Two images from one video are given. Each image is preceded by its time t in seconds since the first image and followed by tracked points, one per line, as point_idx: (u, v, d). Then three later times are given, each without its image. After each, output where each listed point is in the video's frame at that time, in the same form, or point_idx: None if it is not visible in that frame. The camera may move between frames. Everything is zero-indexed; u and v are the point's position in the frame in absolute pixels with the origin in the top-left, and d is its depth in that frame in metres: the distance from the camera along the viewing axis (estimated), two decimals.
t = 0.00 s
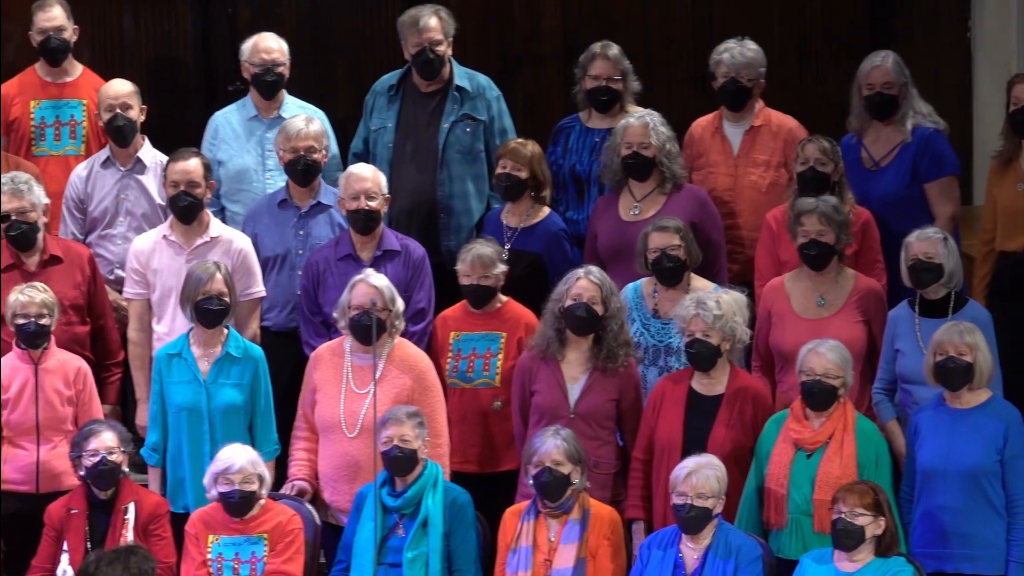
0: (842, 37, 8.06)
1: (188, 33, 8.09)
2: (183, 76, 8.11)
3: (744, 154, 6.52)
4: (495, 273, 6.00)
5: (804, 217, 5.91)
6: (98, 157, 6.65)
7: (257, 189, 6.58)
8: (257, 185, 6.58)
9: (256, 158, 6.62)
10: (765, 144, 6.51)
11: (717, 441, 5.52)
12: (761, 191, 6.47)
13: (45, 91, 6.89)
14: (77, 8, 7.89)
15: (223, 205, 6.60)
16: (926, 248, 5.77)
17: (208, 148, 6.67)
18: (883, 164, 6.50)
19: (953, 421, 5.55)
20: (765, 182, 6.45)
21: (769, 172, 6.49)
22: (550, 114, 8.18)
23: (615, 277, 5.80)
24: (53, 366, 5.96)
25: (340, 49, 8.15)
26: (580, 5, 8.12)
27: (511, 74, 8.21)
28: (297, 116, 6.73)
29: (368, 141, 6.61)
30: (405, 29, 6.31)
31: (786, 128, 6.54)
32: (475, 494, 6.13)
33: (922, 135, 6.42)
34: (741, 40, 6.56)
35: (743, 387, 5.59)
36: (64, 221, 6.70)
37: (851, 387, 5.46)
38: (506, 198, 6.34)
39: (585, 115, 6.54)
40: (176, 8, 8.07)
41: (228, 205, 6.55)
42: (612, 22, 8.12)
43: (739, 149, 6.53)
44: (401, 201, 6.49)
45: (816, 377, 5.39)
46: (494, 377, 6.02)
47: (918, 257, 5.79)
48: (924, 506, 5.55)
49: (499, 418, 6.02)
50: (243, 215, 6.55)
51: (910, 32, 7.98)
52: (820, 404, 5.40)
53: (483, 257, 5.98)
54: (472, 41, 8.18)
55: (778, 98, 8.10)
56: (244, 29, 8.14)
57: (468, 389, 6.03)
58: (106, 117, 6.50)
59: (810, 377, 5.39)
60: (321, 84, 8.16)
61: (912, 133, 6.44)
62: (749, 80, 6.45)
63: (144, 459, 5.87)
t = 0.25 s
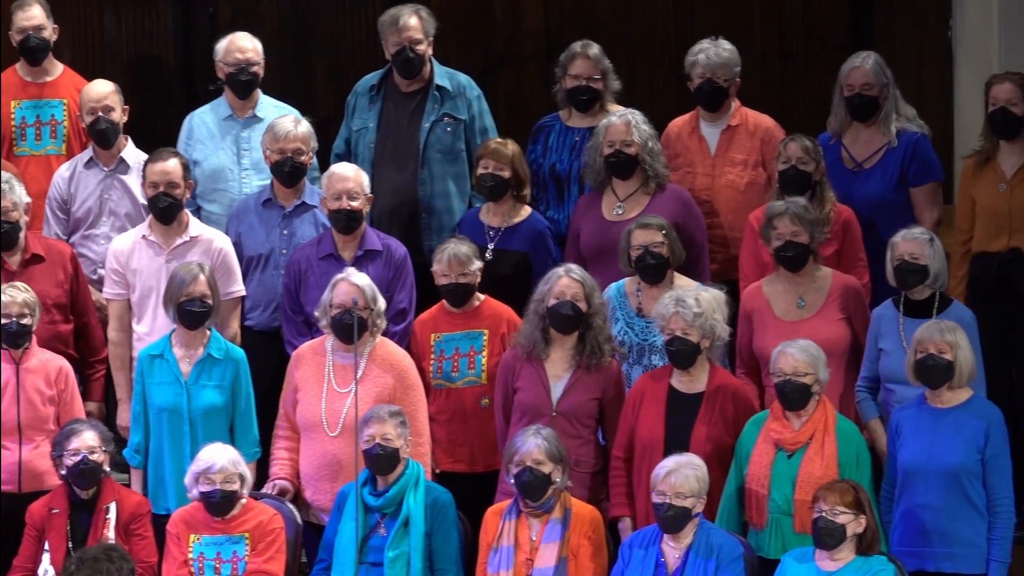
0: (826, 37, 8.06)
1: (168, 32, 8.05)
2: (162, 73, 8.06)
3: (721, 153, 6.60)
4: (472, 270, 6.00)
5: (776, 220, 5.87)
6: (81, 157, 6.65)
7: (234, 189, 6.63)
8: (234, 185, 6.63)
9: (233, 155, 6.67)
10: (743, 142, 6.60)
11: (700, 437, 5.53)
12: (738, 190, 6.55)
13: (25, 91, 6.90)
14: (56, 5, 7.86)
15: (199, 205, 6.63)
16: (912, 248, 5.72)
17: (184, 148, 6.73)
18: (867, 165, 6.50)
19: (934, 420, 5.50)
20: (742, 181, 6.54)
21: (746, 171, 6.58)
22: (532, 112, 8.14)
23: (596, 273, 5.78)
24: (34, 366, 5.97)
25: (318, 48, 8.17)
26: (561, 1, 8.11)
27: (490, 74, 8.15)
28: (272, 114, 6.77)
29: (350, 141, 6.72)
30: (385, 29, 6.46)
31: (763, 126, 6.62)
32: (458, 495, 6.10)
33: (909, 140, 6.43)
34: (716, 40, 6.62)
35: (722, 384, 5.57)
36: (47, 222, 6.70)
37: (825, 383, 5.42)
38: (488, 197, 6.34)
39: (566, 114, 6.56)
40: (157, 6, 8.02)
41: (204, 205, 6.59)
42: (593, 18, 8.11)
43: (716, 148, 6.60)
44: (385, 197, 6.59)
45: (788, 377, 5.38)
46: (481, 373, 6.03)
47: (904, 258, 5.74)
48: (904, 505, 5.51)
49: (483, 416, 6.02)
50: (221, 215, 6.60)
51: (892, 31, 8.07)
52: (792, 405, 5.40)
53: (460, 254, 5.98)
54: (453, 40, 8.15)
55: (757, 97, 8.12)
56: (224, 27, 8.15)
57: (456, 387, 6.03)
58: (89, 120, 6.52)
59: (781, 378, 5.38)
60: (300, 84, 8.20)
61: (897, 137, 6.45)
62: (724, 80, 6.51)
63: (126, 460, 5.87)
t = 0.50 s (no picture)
0: (807, 35, 8.11)
1: (153, 31, 8.18)
2: (147, 71, 8.18)
3: (707, 150, 6.63)
4: (462, 268, 5.97)
5: (755, 220, 5.87)
6: (69, 155, 6.67)
7: (216, 189, 6.71)
8: (216, 185, 6.72)
9: (214, 155, 6.77)
10: (729, 140, 6.63)
11: (682, 438, 5.51)
12: (725, 188, 6.57)
13: (14, 90, 6.90)
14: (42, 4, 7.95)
15: (181, 205, 6.74)
16: (903, 249, 5.69)
17: (167, 148, 6.84)
18: (862, 163, 6.50)
19: (921, 418, 5.43)
20: (728, 179, 6.56)
21: (733, 168, 6.60)
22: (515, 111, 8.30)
23: (581, 271, 5.77)
24: (20, 365, 5.94)
25: (302, 46, 8.22)
26: (546, 3, 8.26)
27: (478, 71, 8.32)
28: (253, 113, 6.88)
29: (339, 142, 6.79)
30: (369, 27, 6.49)
31: (750, 124, 6.66)
32: (445, 495, 6.08)
33: (907, 141, 6.43)
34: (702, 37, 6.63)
35: (705, 382, 5.58)
36: (35, 221, 6.73)
37: (809, 381, 5.42)
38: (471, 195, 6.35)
39: (552, 113, 6.58)
40: (142, 3, 8.15)
41: (185, 205, 6.69)
42: (581, 16, 8.26)
43: (702, 146, 6.64)
44: (372, 202, 6.64)
45: (771, 376, 5.36)
46: (472, 372, 6.03)
47: (894, 258, 5.71)
48: (892, 503, 5.44)
49: (473, 414, 6.01)
50: (203, 215, 6.70)
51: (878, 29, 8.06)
52: (777, 403, 5.36)
53: (451, 252, 5.98)
54: (437, 40, 8.33)
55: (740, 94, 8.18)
56: (209, 22, 8.26)
57: (446, 387, 6.02)
58: (76, 116, 6.52)
59: (764, 377, 5.36)
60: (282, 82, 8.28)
61: (894, 138, 6.44)
62: (712, 77, 6.54)
63: (109, 458, 5.87)
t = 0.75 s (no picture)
0: (794, 38, 8.23)
1: (141, 32, 8.21)
2: (135, 72, 8.20)
3: (701, 149, 6.62)
4: (461, 268, 6.00)
5: (741, 220, 5.86)
6: (58, 156, 6.71)
7: (202, 190, 6.78)
8: (202, 185, 6.79)
9: (200, 155, 6.84)
10: (722, 140, 6.64)
11: (662, 436, 5.49)
12: (719, 188, 6.57)
13: (5, 91, 6.93)
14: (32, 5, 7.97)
15: (169, 206, 6.79)
16: (895, 254, 5.63)
17: (154, 148, 6.91)
18: (858, 161, 6.54)
19: (910, 417, 5.32)
20: (723, 178, 6.57)
21: (726, 168, 6.61)
22: (503, 110, 8.29)
23: (567, 272, 5.75)
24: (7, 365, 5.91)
25: (290, 45, 8.29)
26: (532, 2, 8.27)
27: (466, 73, 8.29)
28: (238, 112, 6.95)
29: (329, 146, 6.80)
30: (357, 27, 6.57)
31: (742, 124, 6.67)
32: (434, 494, 6.07)
33: (904, 140, 6.49)
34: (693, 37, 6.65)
35: (687, 383, 5.57)
36: (25, 221, 6.77)
37: (794, 378, 5.41)
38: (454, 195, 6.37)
39: (539, 112, 6.63)
40: (129, 2, 8.17)
41: (172, 206, 6.75)
42: (566, 17, 8.29)
43: (696, 146, 6.63)
44: (367, 201, 6.66)
45: (758, 373, 5.34)
46: (463, 372, 6.03)
47: (887, 262, 5.65)
48: (880, 502, 5.34)
49: (463, 414, 6.01)
50: (190, 215, 6.76)
51: (863, 30, 8.19)
52: (762, 399, 5.36)
53: (454, 251, 5.99)
54: (425, 40, 8.29)
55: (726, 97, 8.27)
56: (197, 22, 8.27)
57: (437, 387, 6.03)
58: (65, 117, 6.52)
59: (752, 374, 5.34)
60: (270, 83, 8.30)
61: (891, 137, 6.49)
62: (706, 78, 6.54)
63: (96, 461, 5.88)
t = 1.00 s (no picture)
0: (790, 37, 8.24)
1: (133, 31, 8.19)
2: (128, 71, 8.20)
3: (697, 149, 6.63)
4: (461, 268, 5.99)
5: (731, 215, 5.83)
6: (52, 155, 6.72)
7: (196, 189, 6.79)
8: (195, 185, 6.80)
9: (193, 155, 6.84)
10: (719, 139, 6.63)
11: (647, 436, 5.48)
12: (716, 186, 6.57)
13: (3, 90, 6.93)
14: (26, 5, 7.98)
15: (163, 206, 6.80)
16: (891, 256, 5.64)
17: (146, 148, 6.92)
18: (854, 161, 6.53)
19: (902, 417, 5.31)
20: (719, 178, 6.56)
21: (722, 167, 6.61)
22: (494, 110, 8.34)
23: (559, 271, 5.74)
24: None
25: (283, 44, 8.31)
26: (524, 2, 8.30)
27: (457, 70, 8.34)
28: (232, 112, 6.94)
29: (323, 147, 6.82)
30: (348, 26, 6.58)
31: (740, 123, 6.67)
32: (426, 493, 6.07)
33: (901, 139, 6.50)
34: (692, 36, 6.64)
35: (674, 383, 5.55)
36: (18, 221, 6.76)
37: (783, 376, 5.41)
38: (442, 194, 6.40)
39: (531, 111, 6.65)
40: (121, 3, 8.15)
41: (166, 206, 6.76)
42: (559, 16, 8.31)
43: (693, 145, 6.63)
44: (362, 199, 6.68)
45: (748, 371, 5.35)
46: (457, 372, 6.02)
47: (882, 264, 5.66)
48: (872, 502, 5.31)
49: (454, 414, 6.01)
50: (183, 215, 6.76)
51: (856, 29, 8.18)
52: (751, 397, 5.35)
53: (455, 251, 5.98)
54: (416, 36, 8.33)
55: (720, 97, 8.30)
56: (189, 22, 8.27)
57: (432, 385, 6.02)
58: (59, 115, 6.52)
59: (741, 373, 5.35)
60: (263, 83, 8.33)
61: (888, 135, 6.50)
62: (704, 77, 6.54)
63: (90, 458, 5.87)
